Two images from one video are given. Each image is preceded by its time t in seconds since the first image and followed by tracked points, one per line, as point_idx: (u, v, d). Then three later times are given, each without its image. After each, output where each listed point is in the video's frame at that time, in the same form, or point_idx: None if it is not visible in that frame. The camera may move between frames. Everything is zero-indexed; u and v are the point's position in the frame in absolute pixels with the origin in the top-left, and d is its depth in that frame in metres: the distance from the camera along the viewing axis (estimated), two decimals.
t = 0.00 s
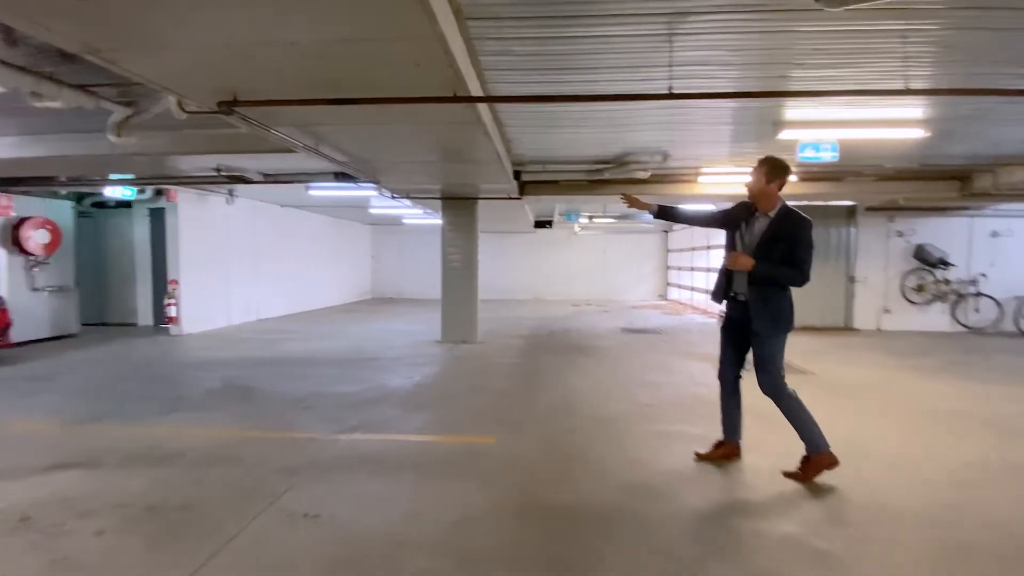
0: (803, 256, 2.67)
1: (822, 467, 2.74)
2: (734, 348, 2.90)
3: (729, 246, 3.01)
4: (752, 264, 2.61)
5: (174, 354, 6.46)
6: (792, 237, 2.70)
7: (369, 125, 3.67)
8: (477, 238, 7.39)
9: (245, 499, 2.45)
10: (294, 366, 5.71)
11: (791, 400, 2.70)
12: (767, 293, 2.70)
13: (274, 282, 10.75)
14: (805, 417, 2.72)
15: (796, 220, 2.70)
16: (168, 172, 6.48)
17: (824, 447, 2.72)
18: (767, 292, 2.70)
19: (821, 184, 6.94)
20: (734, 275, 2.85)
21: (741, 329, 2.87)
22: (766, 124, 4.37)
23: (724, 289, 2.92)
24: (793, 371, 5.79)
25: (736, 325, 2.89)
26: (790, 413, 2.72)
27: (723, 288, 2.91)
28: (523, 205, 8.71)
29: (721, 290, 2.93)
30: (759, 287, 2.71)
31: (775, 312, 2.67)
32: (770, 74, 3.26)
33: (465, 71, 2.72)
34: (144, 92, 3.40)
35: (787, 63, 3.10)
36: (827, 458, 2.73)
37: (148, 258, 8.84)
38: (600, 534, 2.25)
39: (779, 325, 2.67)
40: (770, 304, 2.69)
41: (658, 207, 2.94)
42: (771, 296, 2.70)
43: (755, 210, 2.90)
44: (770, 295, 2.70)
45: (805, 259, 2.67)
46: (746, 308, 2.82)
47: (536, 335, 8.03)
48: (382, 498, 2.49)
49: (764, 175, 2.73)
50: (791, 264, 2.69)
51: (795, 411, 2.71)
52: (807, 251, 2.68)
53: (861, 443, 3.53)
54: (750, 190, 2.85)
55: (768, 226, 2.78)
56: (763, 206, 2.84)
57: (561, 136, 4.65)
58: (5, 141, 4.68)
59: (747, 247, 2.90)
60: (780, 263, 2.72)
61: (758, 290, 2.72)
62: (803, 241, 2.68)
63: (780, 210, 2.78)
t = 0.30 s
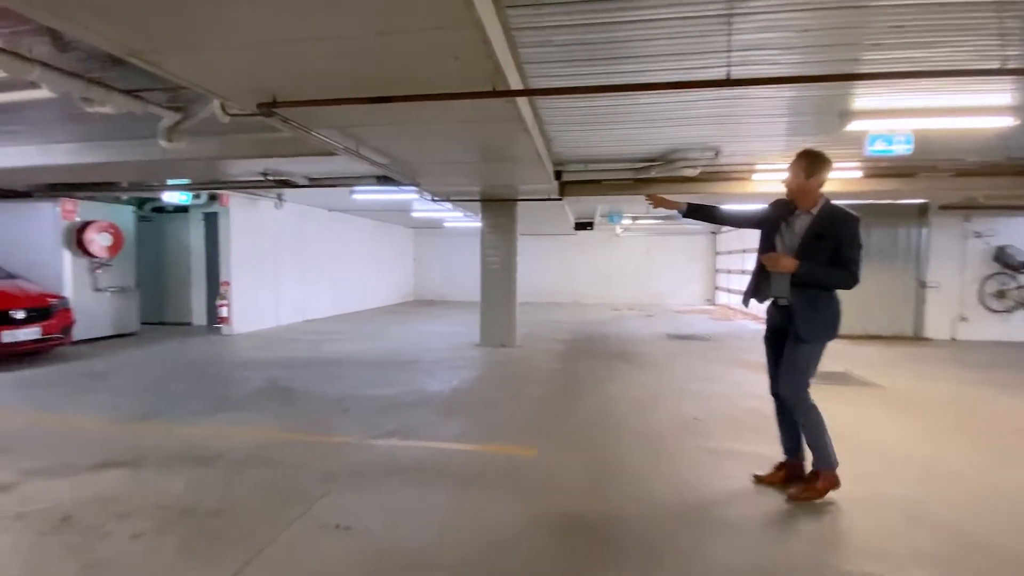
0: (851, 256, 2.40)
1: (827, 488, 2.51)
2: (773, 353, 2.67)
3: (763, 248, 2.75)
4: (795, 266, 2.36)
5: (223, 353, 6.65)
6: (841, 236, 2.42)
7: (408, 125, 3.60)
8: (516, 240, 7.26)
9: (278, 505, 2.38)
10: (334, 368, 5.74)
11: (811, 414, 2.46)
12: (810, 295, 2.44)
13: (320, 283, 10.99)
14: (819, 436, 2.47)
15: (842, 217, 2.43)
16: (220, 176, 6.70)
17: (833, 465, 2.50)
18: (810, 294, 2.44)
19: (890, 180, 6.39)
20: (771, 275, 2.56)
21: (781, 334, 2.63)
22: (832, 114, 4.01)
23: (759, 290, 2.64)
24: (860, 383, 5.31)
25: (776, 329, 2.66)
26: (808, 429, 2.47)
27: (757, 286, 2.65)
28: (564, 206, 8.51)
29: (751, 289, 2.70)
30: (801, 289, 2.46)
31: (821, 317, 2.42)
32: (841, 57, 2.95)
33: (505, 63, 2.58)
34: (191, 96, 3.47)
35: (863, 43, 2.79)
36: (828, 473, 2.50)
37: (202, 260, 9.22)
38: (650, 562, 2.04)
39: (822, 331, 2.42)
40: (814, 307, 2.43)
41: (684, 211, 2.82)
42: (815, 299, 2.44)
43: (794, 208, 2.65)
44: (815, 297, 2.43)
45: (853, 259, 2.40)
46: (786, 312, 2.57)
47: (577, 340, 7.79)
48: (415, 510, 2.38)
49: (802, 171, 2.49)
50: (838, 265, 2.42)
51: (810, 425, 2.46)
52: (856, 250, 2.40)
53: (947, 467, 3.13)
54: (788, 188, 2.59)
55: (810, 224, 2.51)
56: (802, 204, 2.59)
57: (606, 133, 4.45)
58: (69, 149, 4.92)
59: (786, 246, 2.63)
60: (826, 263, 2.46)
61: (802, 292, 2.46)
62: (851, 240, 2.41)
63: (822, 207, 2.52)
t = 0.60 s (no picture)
0: (912, 262, 2.16)
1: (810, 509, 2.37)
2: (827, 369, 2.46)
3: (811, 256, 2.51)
4: (847, 272, 2.13)
5: (276, 354, 6.89)
6: (899, 238, 2.20)
7: (451, 129, 3.55)
8: (560, 243, 7.12)
9: (317, 513, 2.36)
10: (379, 370, 5.81)
11: (842, 435, 2.27)
12: (865, 305, 2.22)
13: (369, 286, 11.23)
14: (833, 460, 2.30)
15: (902, 219, 2.20)
16: (274, 184, 6.96)
17: (824, 494, 2.33)
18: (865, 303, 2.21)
19: (975, 174, 5.79)
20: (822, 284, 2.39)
21: (834, 348, 2.42)
22: (909, 103, 3.64)
23: (806, 300, 2.49)
24: (941, 399, 4.81)
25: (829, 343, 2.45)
26: (824, 450, 2.31)
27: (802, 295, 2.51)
28: (611, 208, 8.28)
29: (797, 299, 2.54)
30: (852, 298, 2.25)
31: (877, 329, 2.19)
32: (924, 37, 2.64)
33: (548, 58, 2.46)
34: (244, 107, 3.57)
35: (953, 20, 2.47)
36: (805, 498, 2.37)
37: (260, 264, 9.65)
38: None
39: (877, 345, 2.19)
40: (870, 318, 2.20)
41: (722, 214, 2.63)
42: (871, 309, 2.21)
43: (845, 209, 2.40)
44: (869, 308, 2.21)
45: (915, 265, 2.17)
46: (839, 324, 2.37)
47: (623, 345, 7.54)
48: (454, 523, 2.29)
49: (855, 168, 2.25)
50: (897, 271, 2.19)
51: (829, 446, 2.30)
52: (918, 255, 2.16)
53: None
54: (840, 186, 2.35)
55: (863, 228, 2.29)
56: (856, 204, 2.34)
57: (654, 130, 4.25)
58: (137, 160, 5.23)
59: (838, 252, 2.40)
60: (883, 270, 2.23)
61: (856, 302, 2.23)
62: (911, 242, 2.18)
63: (879, 208, 2.27)
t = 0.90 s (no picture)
0: (960, 272, 1.94)
1: (859, 542, 2.12)
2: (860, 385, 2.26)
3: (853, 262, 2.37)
4: (879, 282, 1.99)
5: (322, 354, 7.10)
6: (947, 246, 1.99)
7: (488, 131, 3.51)
8: (602, 246, 6.94)
9: (350, 519, 2.36)
10: (419, 372, 5.85)
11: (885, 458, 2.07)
12: (902, 320, 2.03)
13: (413, 288, 11.41)
14: (880, 487, 2.08)
15: (950, 224, 1.99)
16: (322, 189, 7.18)
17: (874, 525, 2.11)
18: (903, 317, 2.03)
19: None
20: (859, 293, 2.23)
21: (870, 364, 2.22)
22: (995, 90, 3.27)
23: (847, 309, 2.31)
24: None
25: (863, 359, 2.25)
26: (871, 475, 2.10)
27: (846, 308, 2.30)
28: (656, 208, 8.01)
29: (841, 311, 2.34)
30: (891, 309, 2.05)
31: (914, 346, 2.00)
32: (1016, 14, 2.34)
33: (585, 55, 2.36)
34: (288, 115, 3.67)
35: None
36: (854, 529, 2.14)
37: (310, 266, 10.01)
38: None
39: (916, 364, 2.00)
40: (907, 333, 2.02)
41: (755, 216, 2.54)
42: (910, 324, 2.02)
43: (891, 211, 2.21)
44: (909, 322, 2.02)
45: (964, 278, 1.94)
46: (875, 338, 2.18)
47: (668, 352, 7.25)
48: (484, 536, 2.23)
49: (896, 164, 2.07)
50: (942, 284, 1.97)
51: (874, 470, 2.09)
52: (967, 266, 1.94)
53: None
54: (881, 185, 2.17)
55: (907, 233, 2.10)
56: (900, 206, 2.15)
57: (700, 127, 4.04)
58: (196, 168, 5.52)
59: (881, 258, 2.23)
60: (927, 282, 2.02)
61: (893, 315, 2.05)
62: (961, 252, 1.96)
63: (925, 211, 2.07)
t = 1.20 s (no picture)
0: (990, 274, 1.79)
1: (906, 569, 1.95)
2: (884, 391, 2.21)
3: (880, 264, 2.26)
4: (903, 283, 1.85)
5: (358, 354, 7.25)
6: (979, 244, 1.82)
7: (516, 133, 3.48)
8: (637, 247, 6.78)
9: (375, 521, 2.37)
10: (450, 373, 5.88)
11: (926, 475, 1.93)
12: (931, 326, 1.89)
13: (448, 289, 11.51)
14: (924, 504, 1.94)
15: (983, 220, 1.83)
16: (359, 193, 7.34)
17: (924, 547, 1.94)
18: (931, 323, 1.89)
19: None
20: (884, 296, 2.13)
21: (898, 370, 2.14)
22: None
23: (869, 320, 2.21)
24: None
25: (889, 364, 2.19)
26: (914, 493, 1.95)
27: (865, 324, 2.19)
28: (694, 208, 7.75)
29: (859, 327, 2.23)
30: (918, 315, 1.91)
31: (946, 355, 1.86)
32: None
33: (613, 50, 2.29)
34: (321, 121, 3.76)
35: None
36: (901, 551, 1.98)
37: (349, 268, 10.27)
38: None
39: (951, 376, 1.87)
40: (937, 340, 1.88)
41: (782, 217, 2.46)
42: (940, 331, 1.88)
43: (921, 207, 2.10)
44: (939, 331, 1.88)
45: (997, 279, 1.78)
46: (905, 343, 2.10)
47: (706, 357, 6.99)
48: (506, 545, 2.19)
49: (923, 158, 1.94)
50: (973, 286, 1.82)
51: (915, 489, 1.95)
52: (999, 266, 1.79)
53: None
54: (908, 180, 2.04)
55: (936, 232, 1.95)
56: (930, 202, 2.03)
57: (739, 123, 3.87)
58: (240, 173, 5.75)
59: (910, 260, 2.11)
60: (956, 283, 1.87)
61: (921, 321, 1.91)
62: (994, 249, 1.80)
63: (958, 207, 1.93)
